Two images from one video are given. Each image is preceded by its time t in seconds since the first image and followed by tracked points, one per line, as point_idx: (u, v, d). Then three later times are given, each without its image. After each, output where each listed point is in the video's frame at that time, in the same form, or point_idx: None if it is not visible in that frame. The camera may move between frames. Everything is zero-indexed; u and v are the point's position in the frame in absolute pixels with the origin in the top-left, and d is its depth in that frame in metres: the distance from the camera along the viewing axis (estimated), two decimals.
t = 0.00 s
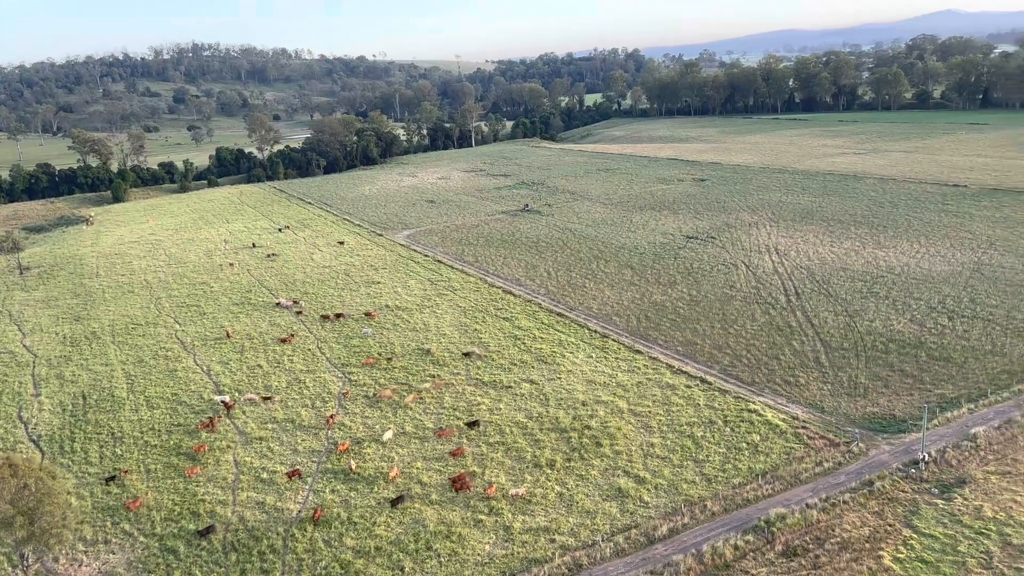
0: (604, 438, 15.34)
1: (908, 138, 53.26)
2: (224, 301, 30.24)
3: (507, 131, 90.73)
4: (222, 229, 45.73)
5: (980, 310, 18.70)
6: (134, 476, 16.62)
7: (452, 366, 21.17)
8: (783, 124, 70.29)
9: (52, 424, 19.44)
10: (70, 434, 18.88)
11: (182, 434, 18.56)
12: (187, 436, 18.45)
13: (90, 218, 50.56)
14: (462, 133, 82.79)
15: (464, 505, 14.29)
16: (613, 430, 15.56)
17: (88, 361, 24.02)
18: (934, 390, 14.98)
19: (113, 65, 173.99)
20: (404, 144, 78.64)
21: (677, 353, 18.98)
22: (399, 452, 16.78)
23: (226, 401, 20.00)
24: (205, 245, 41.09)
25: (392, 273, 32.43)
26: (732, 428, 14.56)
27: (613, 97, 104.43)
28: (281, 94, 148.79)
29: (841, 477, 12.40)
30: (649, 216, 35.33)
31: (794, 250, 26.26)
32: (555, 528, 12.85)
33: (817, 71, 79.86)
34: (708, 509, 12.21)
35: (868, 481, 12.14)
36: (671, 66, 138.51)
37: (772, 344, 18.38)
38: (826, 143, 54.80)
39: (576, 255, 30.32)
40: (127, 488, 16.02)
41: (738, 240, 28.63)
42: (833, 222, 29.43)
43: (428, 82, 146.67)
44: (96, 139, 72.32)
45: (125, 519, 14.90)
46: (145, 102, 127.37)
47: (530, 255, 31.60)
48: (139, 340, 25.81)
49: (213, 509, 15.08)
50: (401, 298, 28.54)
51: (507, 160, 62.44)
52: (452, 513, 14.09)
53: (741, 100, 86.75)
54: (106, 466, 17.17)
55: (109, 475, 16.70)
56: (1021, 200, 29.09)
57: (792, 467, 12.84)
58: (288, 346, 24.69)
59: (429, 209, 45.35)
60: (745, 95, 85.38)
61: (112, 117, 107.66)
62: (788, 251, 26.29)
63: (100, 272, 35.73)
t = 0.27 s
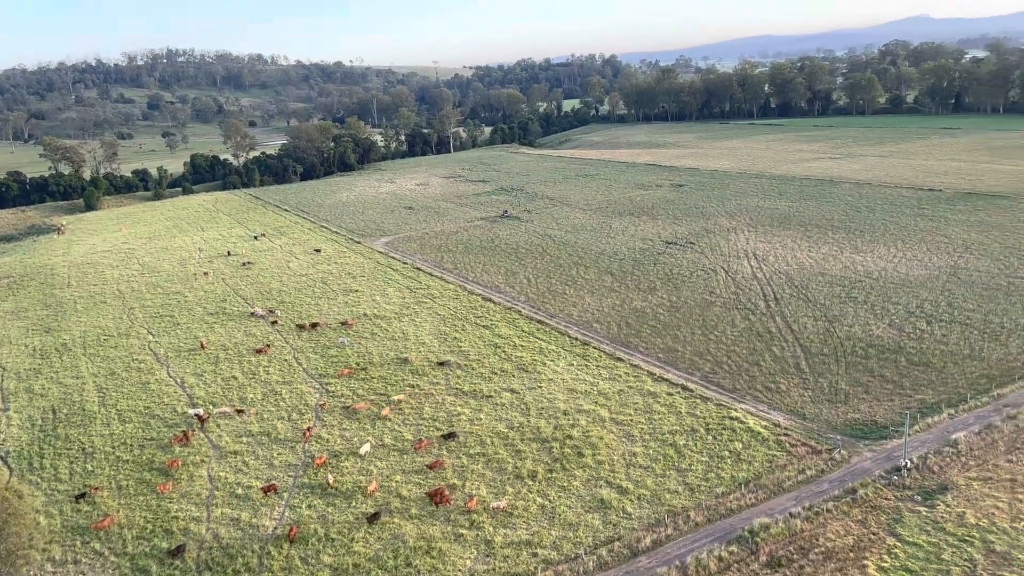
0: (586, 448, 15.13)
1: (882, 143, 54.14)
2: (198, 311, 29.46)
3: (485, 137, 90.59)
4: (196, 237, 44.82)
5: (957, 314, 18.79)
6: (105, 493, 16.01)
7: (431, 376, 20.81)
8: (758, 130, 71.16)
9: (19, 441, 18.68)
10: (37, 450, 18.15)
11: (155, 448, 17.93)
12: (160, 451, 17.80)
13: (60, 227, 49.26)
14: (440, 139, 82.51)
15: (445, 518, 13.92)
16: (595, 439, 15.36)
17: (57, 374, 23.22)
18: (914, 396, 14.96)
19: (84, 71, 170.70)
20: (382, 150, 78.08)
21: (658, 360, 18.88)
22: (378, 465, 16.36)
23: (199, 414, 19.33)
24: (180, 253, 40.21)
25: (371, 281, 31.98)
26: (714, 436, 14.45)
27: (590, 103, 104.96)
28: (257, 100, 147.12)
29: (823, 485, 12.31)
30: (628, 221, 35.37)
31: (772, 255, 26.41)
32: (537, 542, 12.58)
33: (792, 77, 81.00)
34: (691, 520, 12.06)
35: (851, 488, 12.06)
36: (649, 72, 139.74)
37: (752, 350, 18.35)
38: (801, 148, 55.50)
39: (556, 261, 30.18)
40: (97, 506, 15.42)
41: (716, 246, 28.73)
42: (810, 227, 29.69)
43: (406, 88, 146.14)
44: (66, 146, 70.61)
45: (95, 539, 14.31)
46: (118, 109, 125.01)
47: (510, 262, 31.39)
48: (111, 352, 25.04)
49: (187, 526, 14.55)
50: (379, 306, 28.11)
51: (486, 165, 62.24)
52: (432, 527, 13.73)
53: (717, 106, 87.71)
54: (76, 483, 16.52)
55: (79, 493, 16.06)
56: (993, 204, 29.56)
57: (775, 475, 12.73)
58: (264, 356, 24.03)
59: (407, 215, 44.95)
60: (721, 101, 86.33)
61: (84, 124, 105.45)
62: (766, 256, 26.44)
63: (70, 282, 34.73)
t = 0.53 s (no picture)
0: (567, 459, 14.90)
1: (855, 148, 55.01)
2: (170, 322, 28.63)
3: (462, 143, 90.38)
4: (168, 247, 43.83)
5: (934, 319, 18.87)
6: (73, 512, 15.35)
7: (409, 388, 20.41)
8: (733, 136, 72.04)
9: None
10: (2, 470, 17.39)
11: (125, 465, 17.27)
12: (130, 468, 17.14)
13: (26, 238, 47.83)
14: (416, 146, 82.14)
15: (424, 535, 13.52)
16: (575, 450, 15.15)
17: (23, 390, 22.36)
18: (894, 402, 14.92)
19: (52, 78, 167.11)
20: (358, 158, 77.42)
21: (638, 369, 18.75)
22: (355, 480, 15.89)
23: (171, 429, 18.67)
24: (151, 264, 39.24)
25: (348, 290, 31.48)
26: (695, 445, 14.33)
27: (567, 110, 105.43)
28: (232, 108, 145.29)
29: (806, 494, 12.22)
30: (606, 228, 35.38)
31: (749, 261, 26.57)
32: (518, 557, 12.28)
33: (766, 83, 82.19)
34: (674, 532, 11.89)
35: (833, 497, 11.97)
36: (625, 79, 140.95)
37: (731, 358, 18.32)
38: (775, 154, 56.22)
39: (535, 269, 30.00)
40: (65, 526, 14.79)
41: (694, 252, 28.82)
42: (786, 233, 29.95)
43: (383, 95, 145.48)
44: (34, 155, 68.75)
45: (61, 562, 13.70)
46: (87, 117, 122.43)
47: (488, 270, 31.13)
48: (80, 366, 24.21)
49: (158, 546, 13.99)
50: (356, 317, 27.62)
51: (463, 172, 61.97)
52: (411, 544, 13.32)
53: (693, 112, 88.68)
54: (43, 503, 15.82)
55: (45, 513, 15.38)
56: (965, 208, 30.00)
57: (757, 485, 12.62)
58: (238, 368, 23.31)
59: (384, 223, 44.48)
60: (696, 107, 87.31)
61: (52, 132, 102.96)
62: (743, 262, 26.59)
63: (37, 294, 33.64)
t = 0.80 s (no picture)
0: (547, 472, 14.66)
1: (826, 155, 55.88)
2: (140, 336, 27.74)
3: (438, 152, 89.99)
4: (139, 258, 42.74)
5: (910, 325, 18.94)
6: (37, 535, 14.66)
7: (386, 401, 19.97)
8: (708, 144, 72.88)
9: None
10: None
11: (93, 485, 16.57)
12: (99, 487, 16.45)
13: None
14: (392, 155, 81.67)
15: (402, 553, 13.10)
16: (556, 463, 14.92)
17: None
18: (872, 409, 14.89)
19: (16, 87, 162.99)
20: (332, 166, 76.68)
21: (618, 378, 18.66)
22: (331, 497, 15.38)
23: (142, 446, 17.97)
24: (121, 276, 38.19)
25: (323, 301, 30.90)
26: (675, 456, 14.20)
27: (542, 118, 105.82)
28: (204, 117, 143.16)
29: (787, 505, 12.13)
30: (583, 236, 35.37)
31: (725, 268, 26.69)
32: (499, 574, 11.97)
33: (739, 91, 83.36)
34: (656, 545, 11.72)
35: (815, 507, 11.89)
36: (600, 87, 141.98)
37: (710, 366, 18.29)
38: (748, 161, 56.92)
39: (513, 278, 29.80)
40: (29, 550, 14.13)
41: (671, 260, 28.89)
42: (761, 240, 30.19)
43: (358, 103, 144.64)
44: None
45: None
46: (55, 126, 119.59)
47: (466, 280, 30.84)
48: (46, 382, 23.32)
49: (126, 570, 13.39)
50: (331, 328, 27.05)
51: (439, 181, 61.67)
52: (388, 563, 12.88)
53: (667, 120, 89.63)
54: (6, 526, 15.08)
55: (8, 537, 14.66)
56: (937, 214, 30.42)
57: (738, 496, 12.51)
58: (209, 383, 22.53)
59: (359, 233, 43.97)
60: (671, 115, 88.22)
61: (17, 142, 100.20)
62: (719, 270, 26.71)
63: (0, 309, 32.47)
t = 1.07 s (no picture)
0: (527, 487, 14.39)
1: (798, 163, 56.75)
2: (109, 351, 26.79)
3: (412, 161, 89.55)
4: (107, 271, 41.57)
5: (884, 332, 19.04)
6: None
7: (362, 415, 19.47)
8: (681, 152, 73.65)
9: None
10: None
11: (59, 508, 15.82)
12: (65, 510, 15.72)
13: None
14: (366, 164, 81.07)
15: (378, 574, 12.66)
16: (535, 477, 14.65)
17: None
18: (850, 417, 14.87)
19: None
20: (306, 176, 75.79)
21: (596, 389, 18.50)
22: (306, 515, 14.85)
23: (110, 466, 17.24)
24: (88, 290, 37.04)
25: (296, 314, 30.25)
26: (656, 468, 14.04)
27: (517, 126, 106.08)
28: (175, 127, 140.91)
29: (768, 516, 12.03)
30: (559, 245, 35.32)
31: (701, 276, 26.79)
32: None
33: (711, 100, 84.52)
34: (638, 560, 11.53)
35: (796, 518, 11.80)
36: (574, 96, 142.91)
37: (688, 375, 18.23)
38: (722, 169, 57.59)
39: (490, 288, 29.54)
40: None
41: (647, 269, 28.93)
42: (735, 248, 30.42)
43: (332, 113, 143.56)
44: None
45: None
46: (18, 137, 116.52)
47: (443, 290, 30.49)
48: (8, 401, 22.37)
49: None
50: (305, 342, 26.43)
51: (414, 190, 61.26)
52: None
53: (640, 128, 90.52)
54: None
55: None
56: (908, 220, 30.91)
57: (719, 508, 12.38)
58: (180, 399, 21.70)
59: (334, 243, 43.37)
60: (644, 124, 89.12)
61: None
62: (695, 278, 26.79)
63: None
